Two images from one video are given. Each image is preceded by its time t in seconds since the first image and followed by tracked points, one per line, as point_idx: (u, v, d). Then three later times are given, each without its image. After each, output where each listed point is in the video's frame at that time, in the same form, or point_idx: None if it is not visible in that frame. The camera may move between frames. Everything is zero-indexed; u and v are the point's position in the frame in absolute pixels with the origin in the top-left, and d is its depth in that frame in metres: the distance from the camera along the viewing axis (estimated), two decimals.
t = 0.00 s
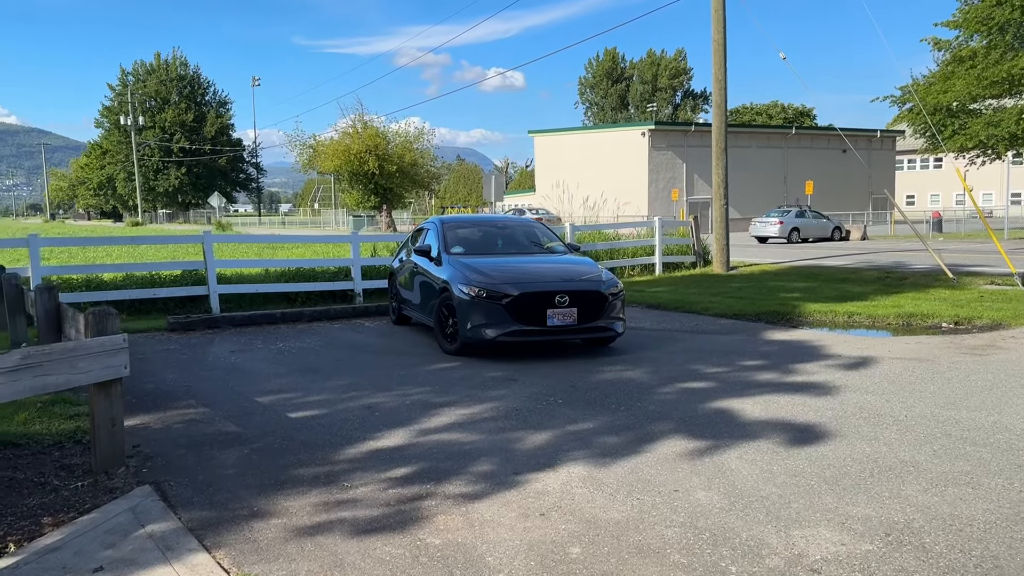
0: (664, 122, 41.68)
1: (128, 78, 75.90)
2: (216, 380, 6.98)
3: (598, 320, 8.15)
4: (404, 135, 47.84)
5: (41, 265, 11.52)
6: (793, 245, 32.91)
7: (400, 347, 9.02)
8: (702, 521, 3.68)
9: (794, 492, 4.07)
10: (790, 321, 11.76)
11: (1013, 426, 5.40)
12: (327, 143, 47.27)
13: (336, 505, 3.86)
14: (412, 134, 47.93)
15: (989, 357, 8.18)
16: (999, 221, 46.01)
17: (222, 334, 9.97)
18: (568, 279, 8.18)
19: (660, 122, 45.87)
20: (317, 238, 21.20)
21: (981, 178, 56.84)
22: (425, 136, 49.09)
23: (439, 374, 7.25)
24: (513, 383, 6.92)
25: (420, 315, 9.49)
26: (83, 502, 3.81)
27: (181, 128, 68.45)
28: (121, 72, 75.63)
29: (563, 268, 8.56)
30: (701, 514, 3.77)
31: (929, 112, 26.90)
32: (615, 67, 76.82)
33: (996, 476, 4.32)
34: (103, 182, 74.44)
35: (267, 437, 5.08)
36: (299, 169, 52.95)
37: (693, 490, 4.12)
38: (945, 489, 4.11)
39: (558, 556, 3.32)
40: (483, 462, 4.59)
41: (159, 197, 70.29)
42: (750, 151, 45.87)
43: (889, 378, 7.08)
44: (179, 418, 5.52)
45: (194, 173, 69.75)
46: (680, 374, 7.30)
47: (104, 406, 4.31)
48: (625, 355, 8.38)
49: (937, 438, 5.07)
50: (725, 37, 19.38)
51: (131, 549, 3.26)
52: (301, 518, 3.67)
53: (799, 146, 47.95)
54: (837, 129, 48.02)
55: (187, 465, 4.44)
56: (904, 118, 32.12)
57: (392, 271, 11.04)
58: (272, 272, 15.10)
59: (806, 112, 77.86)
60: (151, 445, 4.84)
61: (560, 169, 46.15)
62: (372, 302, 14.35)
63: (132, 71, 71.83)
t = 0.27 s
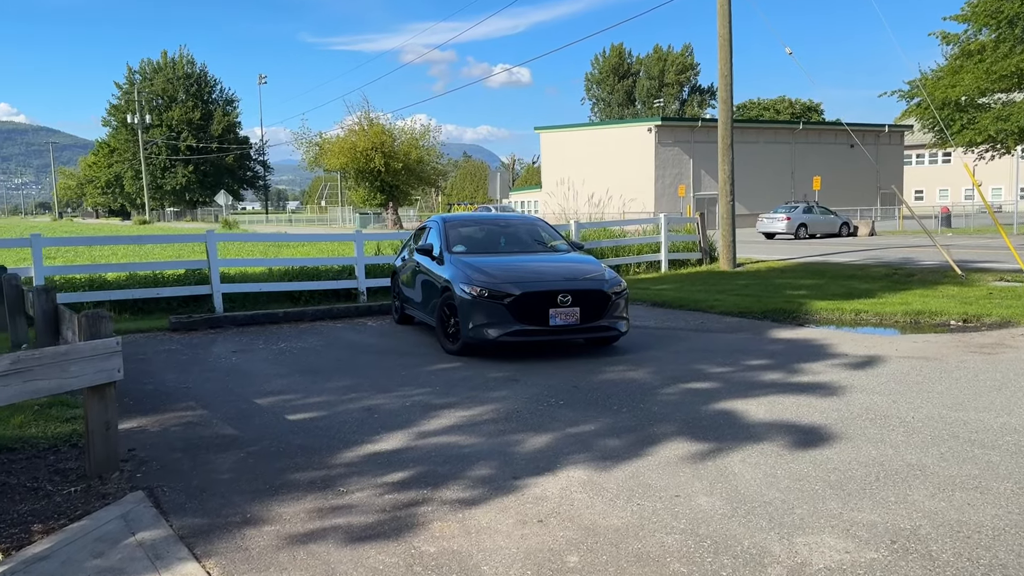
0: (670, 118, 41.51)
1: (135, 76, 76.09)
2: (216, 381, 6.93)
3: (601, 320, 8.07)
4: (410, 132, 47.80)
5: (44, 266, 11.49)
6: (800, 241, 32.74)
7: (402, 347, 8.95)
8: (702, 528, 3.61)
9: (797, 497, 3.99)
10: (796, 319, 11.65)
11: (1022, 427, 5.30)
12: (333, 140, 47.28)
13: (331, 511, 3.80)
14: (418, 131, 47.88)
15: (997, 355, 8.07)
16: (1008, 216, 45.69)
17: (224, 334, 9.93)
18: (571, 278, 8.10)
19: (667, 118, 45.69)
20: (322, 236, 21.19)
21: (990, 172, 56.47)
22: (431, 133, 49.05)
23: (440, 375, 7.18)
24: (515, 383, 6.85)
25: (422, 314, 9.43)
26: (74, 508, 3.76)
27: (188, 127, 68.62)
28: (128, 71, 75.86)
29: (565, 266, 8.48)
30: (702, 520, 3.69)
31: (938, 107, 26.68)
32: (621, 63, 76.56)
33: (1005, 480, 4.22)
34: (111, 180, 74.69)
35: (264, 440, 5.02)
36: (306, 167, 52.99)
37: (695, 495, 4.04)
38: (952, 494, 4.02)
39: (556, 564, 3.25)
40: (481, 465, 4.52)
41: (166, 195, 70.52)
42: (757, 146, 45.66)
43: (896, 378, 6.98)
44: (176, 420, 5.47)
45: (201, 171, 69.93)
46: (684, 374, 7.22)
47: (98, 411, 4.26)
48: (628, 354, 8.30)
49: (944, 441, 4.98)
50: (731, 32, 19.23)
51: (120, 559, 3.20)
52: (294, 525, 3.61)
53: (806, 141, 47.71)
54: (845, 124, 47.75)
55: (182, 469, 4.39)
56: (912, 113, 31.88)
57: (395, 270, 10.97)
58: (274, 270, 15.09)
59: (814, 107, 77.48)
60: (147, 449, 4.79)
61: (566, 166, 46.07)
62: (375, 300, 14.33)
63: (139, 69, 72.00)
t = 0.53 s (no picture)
0: (676, 114, 41.33)
1: (141, 74, 76.18)
2: (209, 383, 6.85)
3: (600, 320, 7.96)
4: (414, 130, 47.71)
5: (42, 266, 11.44)
6: (806, 238, 32.55)
7: (401, 348, 8.85)
8: (698, 538, 3.49)
9: (797, 504, 3.87)
10: (800, 317, 11.52)
11: None
12: (338, 138, 47.25)
13: (316, 520, 3.70)
14: (423, 129, 47.82)
15: (1004, 355, 7.93)
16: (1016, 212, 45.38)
17: (222, 335, 9.85)
18: (570, 277, 7.99)
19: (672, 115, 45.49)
20: (324, 234, 21.12)
21: (998, 168, 56.10)
22: (436, 131, 48.95)
23: (437, 377, 7.08)
24: (512, 385, 6.75)
25: (421, 313, 9.32)
26: (53, 516, 3.67)
27: (194, 125, 68.76)
28: (134, 69, 76.05)
29: (565, 266, 8.37)
30: (697, 529, 3.59)
31: (946, 102, 26.46)
32: (627, 60, 76.31)
33: (1011, 487, 4.10)
34: (118, 179, 74.87)
35: (253, 444, 4.92)
36: (311, 164, 52.95)
37: (692, 502, 3.93)
38: (957, 501, 3.90)
39: None
40: (473, 471, 4.40)
41: (172, 194, 70.66)
42: (763, 142, 45.44)
43: (901, 379, 6.85)
44: (165, 424, 5.37)
45: (207, 170, 70.00)
46: (684, 376, 7.10)
47: (81, 414, 4.18)
48: (628, 355, 8.20)
49: (949, 444, 4.85)
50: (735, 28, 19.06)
51: (94, 572, 3.11)
52: (278, 535, 3.51)
53: (813, 137, 47.46)
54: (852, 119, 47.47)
55: (167, 476, 4.30)
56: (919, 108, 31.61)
57: (394, 269, 10.87)
58: (275, 269, 15.04)
59: (821, 104, 77.10)
60: (135, 454, 4.71)
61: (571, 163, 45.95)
62: (376, 299, 14.27)
63: (145, 68, 72.05)
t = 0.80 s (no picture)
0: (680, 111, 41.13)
1: (146, 73, 76.28)
2: (202, 388, 6.77)
3: (599, 322, 7.86)
4: (419, 128, 47.63)
5: (40, 268, 11.40)
6: (812, 236, 32.38)
7: (398, 350, 8.77)
8: (690, 551, 3.40)
9: (793, 515, 3.77)
10: (803, 318, 11.40)
11: None
12: (342, 137, 47.23)
13: (299, 532, 3.61)
14: (427, 127, 47.72)
15: (1010, 357, 7.80)
16: None
17: (218, 337, 9.79)
18: (569, 279, 7.88)
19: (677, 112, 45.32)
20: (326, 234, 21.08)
21: (1006, 164, 55.76)
22: (440, 129, 48.89)
23: (432, 381, 6.99)
24: (508, 389, 6.65)
25: (418, 315, 9.23)
26: (31, 529, 3.59)
27: (199, 124, 68.80)
28: (139, 68, 76.17)
29: (563, 267, 8.26)
30: (690, 542, 3.49)
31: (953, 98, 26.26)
32: (632, 57, 76.14)
33: (1015, 497, 3.99)
34: (123, 178, 75.00)
35: (241, 452, 4.84)
36: (316, 163, 52.93)
37: (685, 513, 3.83)
38: (958, 512, 3.79)
39: None
40: (463, 480, 4.31)
41: (178, 193, 70.74)
42: (769, 139, 45.23)
43: (904, 382, 6.73)
44: (154, 430, 5.29)
45: (212, 169, 70.08)
46: (683, 379, 6.99)
47: (63, 423, 4.09)
48: (627, 357, 8.09)
49: (951, 451, 4.74)
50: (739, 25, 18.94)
51: None
52: (259, 548, 3.42)
53: (819, 134, 47.23)
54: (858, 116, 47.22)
55: (152, 486, 4.21)
56: (926, 105, 31.38)
57: (393, 270, 10.78)
58: (275, 269, 14.98)
59: (827, 100, 76.82)
60: (121, 462, 4.63)
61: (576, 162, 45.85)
62: (376, 300, 14.21)
63: (151, 67, 72.16)
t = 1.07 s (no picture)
0: (685, 110, 41.04)
1: (152, 74, 76.49)
2: (197, 390, 6.73)
3: (598, 323, 7.80)
4: (423, 128, 47.62)
5: (39, 270, 11.40)
6: (817, 235, 32.25)
7: (396, 352, 8.72)
8: (682, 560, 3.33)
9: (788, 522, 3.71)
10: (806, 318, 11.32)
11: None
12: (347, 137, 47.27)
13: (287, 539, 3.55)
14: (431, 127, 47.70)
15: (1013, 358, 7.71)
16: None
17: (217, 338, 9.76)
18: (567, 280, 7.83)
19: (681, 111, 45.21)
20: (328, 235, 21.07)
21: (1013, 163, 55.50)
22: (445, 129, 48.88)
23: (429, 383, 6.94)
24: (505, 391, 6.60)
25: (417, 316, 9.18)
26: (17, 535, 3.55)
27: (204, 125, 68.95)
28: (145, 69, 76.37)
29: (562, 267, 8.20)
30: (683, 549, 3.43)
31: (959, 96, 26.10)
32: (638, 56, 76.06)
33: (1015, 502, 3.92)
34: (130, 178, 75.22)
35: (233, 456, 4.79)
36: (321, 163, 52.98)
37: (680, 518, 3.78)
38: (958, 519, 3.73)
39: None
40: (456, 485, 4.25)
41: (184, 193, 70.91)
42: (774, 138, 45.09)
43: (905, 383, 6.65)
44: (147, 434, 5.26)
45: (218, 169, 70.20)
46: (682, 380, 6.93)
47: (51, 428, 4.05)
48: (627, 359, 8.03)
49: (951, 455, 4.67)
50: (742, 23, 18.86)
51: None
52: (245, 556, 3.37)
53: (824, 132, 47.07)
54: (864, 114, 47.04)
55: (141, 491, 4.17)
56: (932, 103, 31.22)
57: (392, 271, 10.73)
58: (276, 270, 14.97)
59: (833, 99, 76.61)
60: (111, 466, 4.58)
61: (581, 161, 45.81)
62: (377, 300, 14.19)
63: (157, 67, 72.35)
